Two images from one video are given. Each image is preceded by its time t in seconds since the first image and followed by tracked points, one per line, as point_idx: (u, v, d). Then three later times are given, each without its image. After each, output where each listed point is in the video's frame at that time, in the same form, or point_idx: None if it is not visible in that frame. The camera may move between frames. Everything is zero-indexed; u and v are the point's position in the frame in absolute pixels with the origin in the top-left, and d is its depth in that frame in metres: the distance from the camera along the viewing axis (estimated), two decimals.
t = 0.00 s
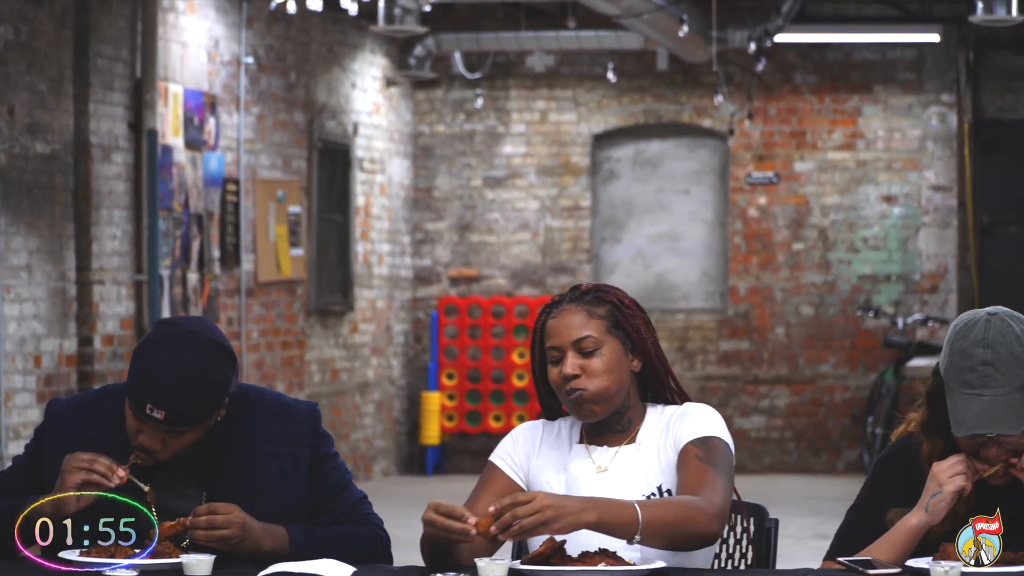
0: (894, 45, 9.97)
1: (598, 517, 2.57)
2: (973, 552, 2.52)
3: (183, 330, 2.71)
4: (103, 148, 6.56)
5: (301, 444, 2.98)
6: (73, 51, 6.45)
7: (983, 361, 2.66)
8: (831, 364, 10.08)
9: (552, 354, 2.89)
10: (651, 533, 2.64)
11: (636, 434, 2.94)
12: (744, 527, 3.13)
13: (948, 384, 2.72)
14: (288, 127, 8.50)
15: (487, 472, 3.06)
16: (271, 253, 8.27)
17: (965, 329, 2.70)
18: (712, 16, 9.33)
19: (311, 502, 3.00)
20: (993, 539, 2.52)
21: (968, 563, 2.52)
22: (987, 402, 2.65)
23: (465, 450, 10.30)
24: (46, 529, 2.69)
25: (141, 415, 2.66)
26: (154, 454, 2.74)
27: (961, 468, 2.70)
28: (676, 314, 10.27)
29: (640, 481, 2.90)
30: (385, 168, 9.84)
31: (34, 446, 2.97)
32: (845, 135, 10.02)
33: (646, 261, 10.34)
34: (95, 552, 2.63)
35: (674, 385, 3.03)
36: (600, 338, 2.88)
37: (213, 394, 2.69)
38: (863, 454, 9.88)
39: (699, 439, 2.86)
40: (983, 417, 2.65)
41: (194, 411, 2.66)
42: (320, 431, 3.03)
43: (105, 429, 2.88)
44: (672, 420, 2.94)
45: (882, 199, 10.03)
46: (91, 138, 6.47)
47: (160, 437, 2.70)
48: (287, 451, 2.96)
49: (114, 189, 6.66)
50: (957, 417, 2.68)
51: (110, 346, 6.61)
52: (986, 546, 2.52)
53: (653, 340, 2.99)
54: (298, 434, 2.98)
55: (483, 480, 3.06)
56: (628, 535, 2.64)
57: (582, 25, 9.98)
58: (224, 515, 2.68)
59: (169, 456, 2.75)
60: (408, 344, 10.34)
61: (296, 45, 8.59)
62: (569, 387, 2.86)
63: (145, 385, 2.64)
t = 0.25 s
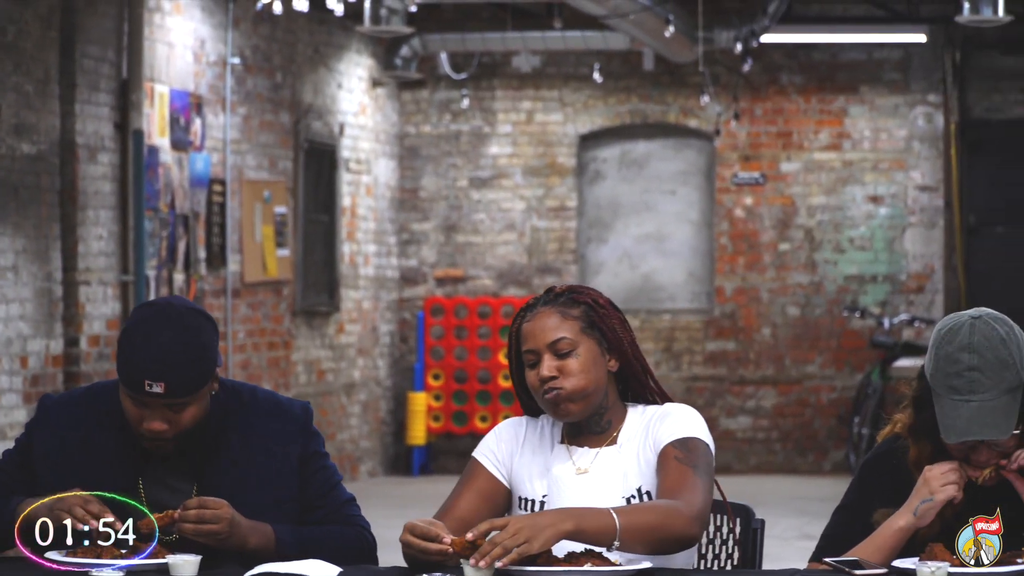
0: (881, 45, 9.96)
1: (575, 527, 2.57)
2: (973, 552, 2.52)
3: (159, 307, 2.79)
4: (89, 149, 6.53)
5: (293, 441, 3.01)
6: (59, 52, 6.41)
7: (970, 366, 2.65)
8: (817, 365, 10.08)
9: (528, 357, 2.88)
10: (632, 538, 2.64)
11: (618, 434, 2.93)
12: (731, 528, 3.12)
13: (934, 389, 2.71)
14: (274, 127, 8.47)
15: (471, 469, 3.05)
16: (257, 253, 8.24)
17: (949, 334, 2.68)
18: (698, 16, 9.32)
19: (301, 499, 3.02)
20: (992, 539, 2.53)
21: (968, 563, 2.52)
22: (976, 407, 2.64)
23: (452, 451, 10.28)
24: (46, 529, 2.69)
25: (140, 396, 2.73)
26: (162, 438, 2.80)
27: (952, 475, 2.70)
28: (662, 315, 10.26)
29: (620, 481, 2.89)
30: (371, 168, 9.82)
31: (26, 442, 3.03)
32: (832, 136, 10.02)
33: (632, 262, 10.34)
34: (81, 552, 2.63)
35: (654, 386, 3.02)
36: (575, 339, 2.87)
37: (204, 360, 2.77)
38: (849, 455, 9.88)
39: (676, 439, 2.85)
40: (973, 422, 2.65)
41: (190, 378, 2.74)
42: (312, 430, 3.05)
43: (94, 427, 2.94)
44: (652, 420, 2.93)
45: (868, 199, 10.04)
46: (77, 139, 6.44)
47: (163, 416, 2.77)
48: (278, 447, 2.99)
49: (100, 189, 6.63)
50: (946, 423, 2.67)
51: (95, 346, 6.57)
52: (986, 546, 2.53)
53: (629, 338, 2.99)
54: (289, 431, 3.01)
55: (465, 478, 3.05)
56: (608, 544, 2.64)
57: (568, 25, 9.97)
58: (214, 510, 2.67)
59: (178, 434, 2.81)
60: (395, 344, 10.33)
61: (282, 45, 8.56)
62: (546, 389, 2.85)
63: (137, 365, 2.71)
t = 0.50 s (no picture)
0: (861, 45, 9.97)
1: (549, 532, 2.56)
2: (973, 552, 2.51)
3: (128, 296, 2.84)
4: (70, 150, 6.49)
5: (272, 436, 3.05)
6: (39, 53, 6.37)
7: (950, 360, 2.65)
8: (797, 365, 10.09)
9: (510, 357, 2.86)
10: (609, 540, 2.63)
11: (598, 434, 2.92)
12: (711, 528, 3.11)
13: (913, 385, 2.70)
14: (254, 128, 8.43)
15: (451, 469, 3.04)
16: (237, 254, 8.20)
17: (928, 330, 2.68)
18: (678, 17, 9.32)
19: (280, 494, 3.06)
20: (992, 539, 2.52)
21: (969, 563, 2.51)
22: (957, 400, 2.63)
23: (432, 451, 10.26)
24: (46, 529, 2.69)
25: (120, 383, 2.77)
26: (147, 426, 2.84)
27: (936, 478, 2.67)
28: (643, 315, 10.25)
29: (600, 481, 2.87)
30: (351, 169, 9.80)
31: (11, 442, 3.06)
32: (812, 136, 10.03)
33: (612, 262, 10.33)
34: (59, 554, 2.60)
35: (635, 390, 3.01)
36: (557, 340, 2.86)
37: (180, 345, 2.82)
38: (829, 455, 9.88)
39: (654, 440, 2.84)
40: (954, 415, 2.64)
41: (169, 363, 2.79)
42: (293, 426, 3.10)
43: (78, 426, 2.97)
44: (631, 422, 2.92)
45: (849, 200, 10.04)
46: (58, 140, 6.40)
47: (145, 401, 2.81)
48: (258, 442, 3.03)
49: (80, 191, 6.59)
50: (926, 418, 2.66)
51: (76, 347, 6.53)
52: (985, 546, 2.52)
53: (611, 341, 2.97)
54: (270, 427, 3.06)
55: (445, 479, 3.03)
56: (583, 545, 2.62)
57: (548, 26, 9.96)
58: (186, 507, 2.69)
59: (163, 421, 2.85)
60: (374, 345, 10.30)
61: (262, 47, 8.53)
62: (529, 392, 2.83)
63: (113, 354, 2.75)
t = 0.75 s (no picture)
0: (835, 46, 9.98)
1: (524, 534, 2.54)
2: (974, 552, 2.50)
3: (96, 295, 2.82)
4: (44, 150, 6.44)
5: (244, 433, 3.04)
6: (12, 52, 6.31)
7: (928, 352, 2.65)
8: (771, 365, 10.09)
9: (487, 356, 2.84)
10: (581, 541, 2.61)
11: (573, 435, 2.90)
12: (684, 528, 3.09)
13: (892, 378, 2.70)
14: (228, 129, 8.38)
15: (425, 470, 3.01)
16: (211, 254, 8.14)
17: (906, 323, 2.68)
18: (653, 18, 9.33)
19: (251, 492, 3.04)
20: (992, 538, 2.52)
21: (969, 563, 2.50)
22: (934, 391, 2.63)
23: (406, 452, 10.22)
24: (47, 530, 2.61)
25: (90, 381, 2.74)
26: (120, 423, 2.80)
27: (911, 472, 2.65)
28: (616, 315, 10.25)
29: (576, 482, 2.85)
30: (325, 169, 9.76)
31: None
32: (787, 136, 10.03)
33: (586, 262, 10.32)
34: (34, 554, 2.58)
35: (611, 390, 3.00)
36: (533, 339, 2.84)
37: (150, 342, 2.79)
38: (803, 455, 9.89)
39: (629, 441, 2.83)
40: (932, 406, 2.64)
41: (140, 359, 2.76)
42: (264, 423, 3.08)
43: (50, 425, 2.93)
44: (606, 422, 2.90)
45: (823, 200, 10.05)
46: (32, 140, 6.35)
47: (116, 399, 2.77)
48: (230, 440, 3.01)
49: (55, 191, 6.54)
50: (904, 410, 2.66)
51: (49, 348, 6.46)
52: (986, 545, 2.51)
53: (587, 341, 2.96)
54: (241, 424, 3.04)
55: (420, 479, 3.01)
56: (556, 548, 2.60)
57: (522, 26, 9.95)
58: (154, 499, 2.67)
59: (136, 419, 2.81)
60: (348, 346, 10.26)
61: (237, 47, 8.48)
62: (505, 390, 2.81)
63: (83, 351, 2.72)
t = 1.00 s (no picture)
0: (802, 47, 9.98)
1: (495, 534, 2.51)
2: (974, 552, 2.45)
3: (55, 300, 2.77)
4: (10, 151, 6.38)
5: (207, 431, 3.01)
6: None
7: (898, 353, 2.65)
8: (738, 366, 10.10)
9: (455, 355, 2.82)
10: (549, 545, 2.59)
11: (541, 435, 2.88)
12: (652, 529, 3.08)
13: (862, 377, 2.69)
14: (195, 129, 8.32)
15: (392, 471, 2.98)
16: (178, 255, 8.08)
17: (878, 323, 2.68)
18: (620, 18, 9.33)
19: (214, 493, 3.00)
20: (992, 538, 2.48)
21: (969, 563, 2.45)
22: (902, 392, 2.63)
23: (372, 452, 10.18)
24: (48, 528, 2.53)
25: (50, 388, 2.70)
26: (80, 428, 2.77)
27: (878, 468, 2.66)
28: (583, 316, 10.25)
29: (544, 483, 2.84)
30: (292, 170, 9.71)
31: None
32: (754, 137, 10.04)
33: (553, 263, 10.31)
34: None
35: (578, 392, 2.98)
36: (503, 339, 2.82)
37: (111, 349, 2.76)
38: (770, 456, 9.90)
39: (598, 442, 2.81)
40: (900, 407, 2.63)
41: (97, 363, 2.72)
42: (227, 423, 3.06)
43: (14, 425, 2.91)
44: (575, 422, 2.89)
45: (790, 200, 10.05)
46: None
47: (77, 405, 2.74)
48: (193, 440, 2.98)
49: (21, 191, 6.48)
50: (872, 409, 2.66)
51: (17, 348, 6.40)
52: (985, 546, 2.47)
53: (555, 343, 2.94)
54: (204, 423, 3.01)
55: (387, 480, 2.98)
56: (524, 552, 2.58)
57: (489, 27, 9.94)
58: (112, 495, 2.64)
59: (97, 424, 2.79)
60: (315, 346, 10.22)
61: (203, 47, 8.42)
62: (474, 388, 2.78)
63: (39, 355, 2.68)
